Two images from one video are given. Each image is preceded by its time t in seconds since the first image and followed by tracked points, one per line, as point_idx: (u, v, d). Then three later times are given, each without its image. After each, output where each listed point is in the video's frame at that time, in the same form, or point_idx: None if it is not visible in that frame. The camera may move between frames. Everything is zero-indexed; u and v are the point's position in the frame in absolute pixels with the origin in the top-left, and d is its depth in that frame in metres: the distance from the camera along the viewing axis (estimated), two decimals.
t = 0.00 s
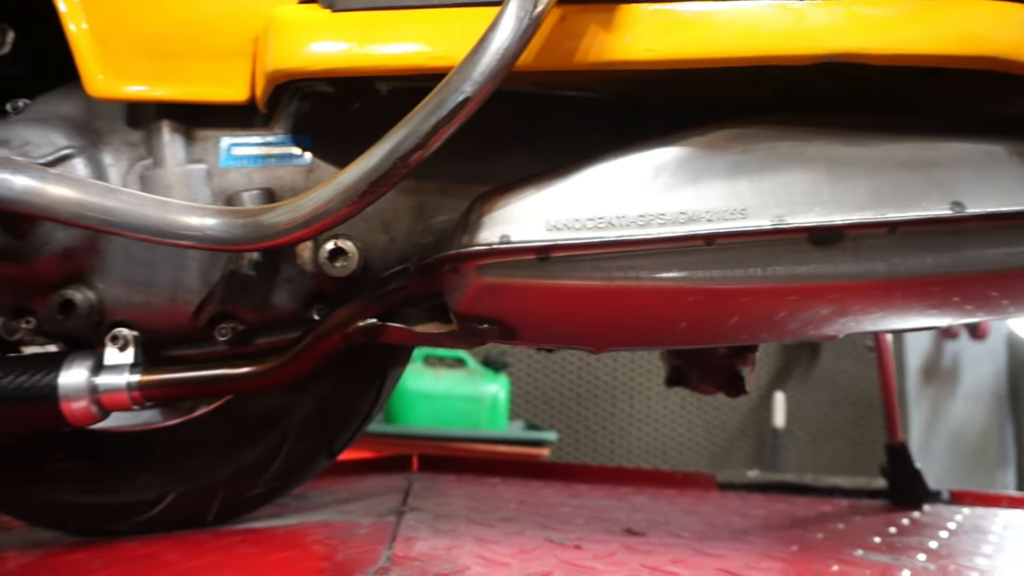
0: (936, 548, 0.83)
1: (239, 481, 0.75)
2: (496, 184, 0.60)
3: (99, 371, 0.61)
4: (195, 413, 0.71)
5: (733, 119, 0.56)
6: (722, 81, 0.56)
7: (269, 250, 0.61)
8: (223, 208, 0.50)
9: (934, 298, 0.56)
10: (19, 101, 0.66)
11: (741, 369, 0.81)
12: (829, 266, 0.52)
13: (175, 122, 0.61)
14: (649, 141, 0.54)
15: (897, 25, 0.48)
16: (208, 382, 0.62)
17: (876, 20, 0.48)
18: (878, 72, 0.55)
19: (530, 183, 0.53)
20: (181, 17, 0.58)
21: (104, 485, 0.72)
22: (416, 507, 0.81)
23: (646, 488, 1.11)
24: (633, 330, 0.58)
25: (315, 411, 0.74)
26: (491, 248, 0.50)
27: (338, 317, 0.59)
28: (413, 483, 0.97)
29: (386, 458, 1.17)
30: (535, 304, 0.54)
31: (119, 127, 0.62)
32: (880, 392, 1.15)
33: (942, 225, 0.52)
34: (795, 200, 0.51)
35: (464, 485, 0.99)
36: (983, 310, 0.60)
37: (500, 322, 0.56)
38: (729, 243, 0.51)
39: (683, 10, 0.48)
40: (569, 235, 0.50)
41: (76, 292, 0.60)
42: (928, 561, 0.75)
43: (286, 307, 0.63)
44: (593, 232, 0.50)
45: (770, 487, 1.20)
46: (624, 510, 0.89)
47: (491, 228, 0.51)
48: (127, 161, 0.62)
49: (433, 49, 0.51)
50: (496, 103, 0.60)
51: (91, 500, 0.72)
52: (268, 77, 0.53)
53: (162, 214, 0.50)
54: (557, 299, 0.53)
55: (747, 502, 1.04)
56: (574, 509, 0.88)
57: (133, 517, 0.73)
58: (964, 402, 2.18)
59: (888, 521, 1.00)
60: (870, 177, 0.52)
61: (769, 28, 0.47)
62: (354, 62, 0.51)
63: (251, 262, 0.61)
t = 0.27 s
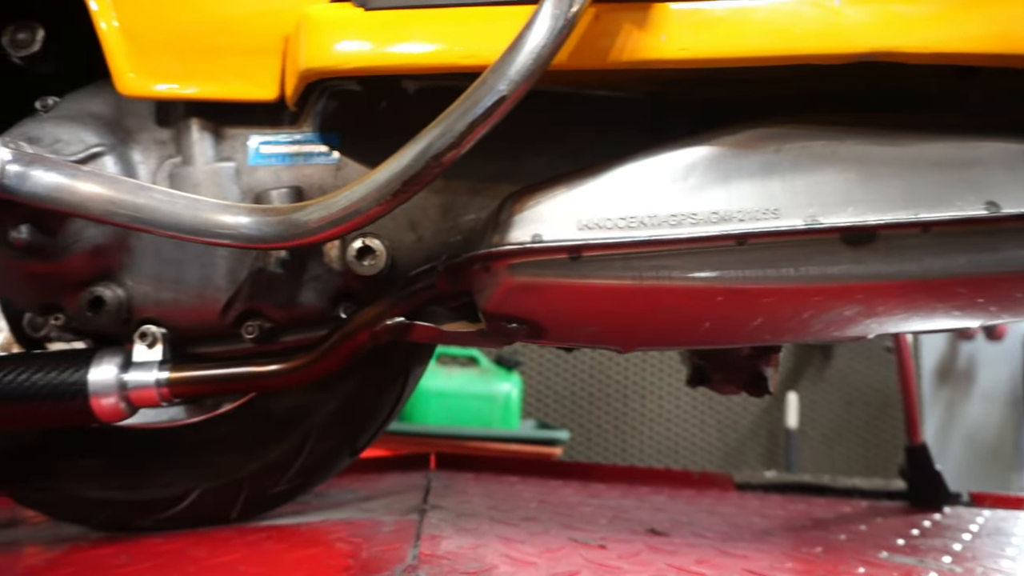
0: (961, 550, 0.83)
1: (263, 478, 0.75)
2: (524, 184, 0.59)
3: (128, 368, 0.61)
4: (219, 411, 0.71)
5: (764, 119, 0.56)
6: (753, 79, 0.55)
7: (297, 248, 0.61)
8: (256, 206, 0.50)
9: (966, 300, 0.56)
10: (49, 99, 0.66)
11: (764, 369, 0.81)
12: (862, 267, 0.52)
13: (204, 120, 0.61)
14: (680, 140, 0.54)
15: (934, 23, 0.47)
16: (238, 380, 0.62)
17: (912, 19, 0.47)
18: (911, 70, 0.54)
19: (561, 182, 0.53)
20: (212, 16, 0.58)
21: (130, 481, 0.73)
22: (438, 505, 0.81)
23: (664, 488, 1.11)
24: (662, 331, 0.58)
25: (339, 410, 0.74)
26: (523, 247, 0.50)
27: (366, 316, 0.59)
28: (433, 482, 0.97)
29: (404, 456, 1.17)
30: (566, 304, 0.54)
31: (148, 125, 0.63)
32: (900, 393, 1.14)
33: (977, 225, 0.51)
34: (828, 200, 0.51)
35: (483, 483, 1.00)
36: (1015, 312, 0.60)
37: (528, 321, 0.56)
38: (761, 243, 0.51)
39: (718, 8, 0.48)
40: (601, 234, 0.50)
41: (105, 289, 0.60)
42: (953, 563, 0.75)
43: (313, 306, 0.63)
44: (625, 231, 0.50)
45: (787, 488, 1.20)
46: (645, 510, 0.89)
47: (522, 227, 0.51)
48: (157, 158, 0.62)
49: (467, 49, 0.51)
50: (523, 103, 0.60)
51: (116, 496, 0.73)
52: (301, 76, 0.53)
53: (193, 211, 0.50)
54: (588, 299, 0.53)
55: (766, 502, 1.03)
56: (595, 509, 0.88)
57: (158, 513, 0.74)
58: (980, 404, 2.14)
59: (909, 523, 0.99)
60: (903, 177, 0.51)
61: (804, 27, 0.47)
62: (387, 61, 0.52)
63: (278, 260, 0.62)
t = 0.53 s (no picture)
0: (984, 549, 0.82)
1: (285, 474, 0.75)
2: (549, 181, 0.59)
3: (154, 364, 0.61)
4: (242, 407, 0.71)
5: (791, 114, 0.56)
6: (779, 75, 0.55)
7: (322, 245, 0.61)
8: (286, 203, 0.51)
9: (995, 296, 0.55)
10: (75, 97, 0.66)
11: (785, 366, 0.81)
12: (891, 263, 0.51)
13: (229, 117, 0.61)
14: (707, 137, 0.54)
15: (966, 17, 0.47)
16: (265, 375, 0.62)
17: (943, 13, 0.47)
18: (940, 65, 0.54)
19: (588, 178, 0.53)
20: (239, 14, 0.58)
21: (153, 478, 0.73)
22: (458, 502, 0.81)
23: (681, 486, 1.11)
24: (688, 328, 0.58)
25: (361, 405, 0.74)
26: (552, 242, 0.50)
27: (392, 312, 0.59)
28: (451, 479, 0.98)
29: (420, 454, 1.17)
30: (594, 300, 0.54)
31: (174, 122, 0.63)
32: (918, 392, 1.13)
33: (1008, 221, 0.51)
34: (857, 196, 0.51)
35: (501, 481, 1.00)
36: None
37: (554, 318, 0.56)
38: (790, 239, 0.51)
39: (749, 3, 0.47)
40: (630, 230, 0.50)
41: (132, 286, 0.61)
42: (977, 562, 0.74)
43: (337, 302, 0.63)
44: (653, 228, 0.50)
45: (804, 487, 1.20)
46: (664, 508, 0.89)
47: (549, 224, 0.51)
48: (183, 156, 0.62)
49: (495, 45, 0.52)
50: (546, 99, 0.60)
51: (140, 492, 0.73)
52: (330, 72, 0.54)
53: (223, 208, 0.51)
54: (616, 295, 0.53)
55: (785, 501, 1.03)
56: (614, 506, 0.87)
57: (181, 509, 0.74)
58: (995, 403, 2.12)
59: (929, 522, 0.98)
60: (933, 173, 0.51)
61: (835, 21, 0.47)
62: (415, 58, 0.52)
63: (302, 257, 0.62)
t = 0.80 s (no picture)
0: (1002, 548, 0.82)
1: (303, 470, 0.75)
2: (569, 177, 0.60)
3: (175, 359, 0.62)
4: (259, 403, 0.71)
5: (812, 111, 0.56)
6: (801, 71, 0.55)
7: (342, 241, 0.62)
8: (309, 198, 0.51)
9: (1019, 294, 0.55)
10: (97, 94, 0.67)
11: (802, 364, 0.81)
12: (914, 260, 0.51)
13: (250, 114, 0.62)
14: (729, 133, 0.54)
15: (992, 12, 0.47)
16: (285, 370, 0.62)
17: (969, 9, 0.47)
18: (963, 61, 0.54)
19: (610, 174, 0.53)
20: (262, 12, 0.59)
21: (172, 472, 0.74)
22: (474, 499, 0.81)
23: (694, 484, 1.11)
24: (708, 324, 0.58)
25: (379, 401, 0.74)
26: (576, 238, 0.50)
27: (412, 308, 0.60)
28: (465, 476, 0.98)
29: (434, 451, 1.18)
30: (616, 296, 0.54)
31: (195, 118, 0.63)
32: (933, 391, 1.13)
33: None
34: (881, 192, 0.50)
35: (516, 478, 1.00)
36: None
37: (575, 313, 0.56)
38: (813, 235, 0.51)
39: None
40: (653, 226, 0.50)
41: (154, 281, 0.61)
42: (996, 561, 0.74)
43: (356, 298, 0.63)
44: (676, 224, 0.50)
45: (818, 486, 1.19)
46: (679, 506, 0.89)
47: (571, 220, 0.51)
48: (204, 152, 0.62)
49: (518, 42, 0.52)
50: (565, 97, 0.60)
51: (158, 486, 0.73)
52: (353, 69, 0.54)
53: (245, 203, 0.51)
54: (638, 291, 0.53)
55: (799, 500, 1.03)
56: (629, 504, 0.87)
57: (200, 504, 0.74)
58: (1006, 404, 2.11)
59: (946, 521, 0.98)
60: (957, 169, 0.51)
61: (859, 17, 0.47)
62: (438, 55, 0.52)
63: (322, 253, 0.62)
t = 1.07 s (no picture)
0: None
1: (324, 467, 0.75)
2: (594, 173, 0.59)
3: (200, 355, 0.62)
4: (281, 399, 0.72)
5: (841, 105, 0.55)
6: (828, 65, 0.55)
7: (366, 237, 0.62)
8: (336, 194, 0.51)
9: None
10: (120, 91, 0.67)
11: (823, 362, 0.80)
12: (945, 255, 0.51)
13: (274, 110, 0.62)
14: (756, 128, 0.53)
15: None
16: (311, 365, 0.62)
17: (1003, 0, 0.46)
18: (994, 54, 0.53)
19: (637, 169, 0.53)
20: (288, 9, 0.59)
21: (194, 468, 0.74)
22: (494, 496, 0.81)
23: (711, 483, 1.11)
24: (734, 321, 0.58)
25: (400, 398, 0.75)
26: (604, 233, 0.50)
27: (437, 304, 0.60)
28: (483, 473, 0.98)
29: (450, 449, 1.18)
30: (643, 291, 0.54)
31: (219, 115, 0.63)
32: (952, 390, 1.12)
33: None
34: (911, 187, 0.50)
35: (533, 476, 1.00)
36: None
37: (601, 309, 0.56)
38: (843, 230, 0.50)
39: None
40: (682, 221, 0.50)
41: (179, 277, 0.61)
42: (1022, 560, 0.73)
43: (380, 294, 0.64)
44: (705, 219, 0.50)
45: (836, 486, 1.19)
46: (699, 504, 0.89)
47: (599, 215, 0.51)
48: (228, 149, 0.62)
49: (545, 37, 0.52)
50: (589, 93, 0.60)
51: (181, 482, 0.74)
52: (380, 64, 0.54)
53: (271, 198, 0.51)
54: (665, 287, 0.53)
55: (818, 498, 1.02)
56: (649, 502, 0.87)
57: (221, 500, 0.74)
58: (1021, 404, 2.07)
59: (967, 520, 0.97)
60: (989, 163, 0.50)
61: (890, 9, 0.46)
62: (466, 50, 0.52)
63: (346, 249, 0.62)
